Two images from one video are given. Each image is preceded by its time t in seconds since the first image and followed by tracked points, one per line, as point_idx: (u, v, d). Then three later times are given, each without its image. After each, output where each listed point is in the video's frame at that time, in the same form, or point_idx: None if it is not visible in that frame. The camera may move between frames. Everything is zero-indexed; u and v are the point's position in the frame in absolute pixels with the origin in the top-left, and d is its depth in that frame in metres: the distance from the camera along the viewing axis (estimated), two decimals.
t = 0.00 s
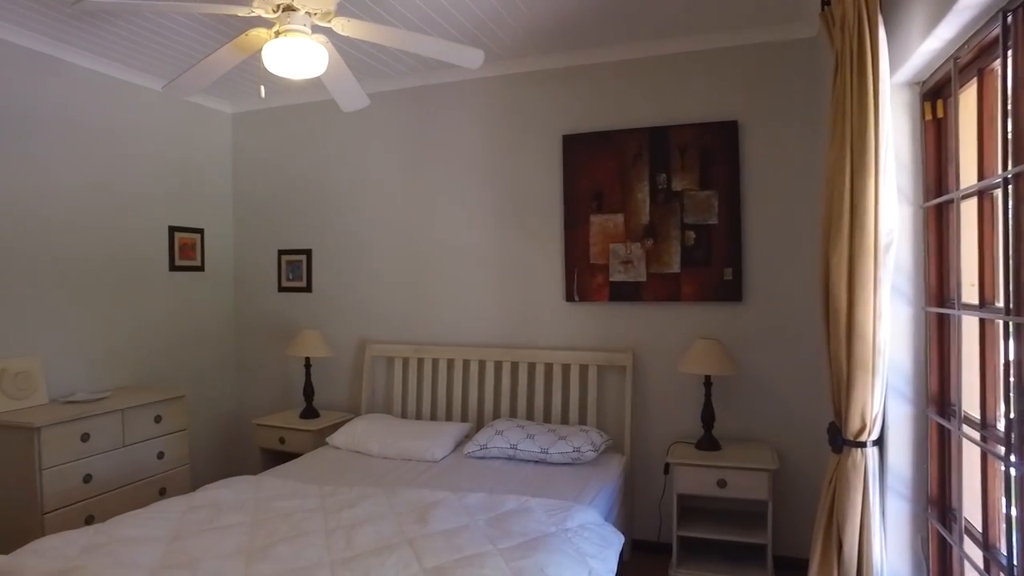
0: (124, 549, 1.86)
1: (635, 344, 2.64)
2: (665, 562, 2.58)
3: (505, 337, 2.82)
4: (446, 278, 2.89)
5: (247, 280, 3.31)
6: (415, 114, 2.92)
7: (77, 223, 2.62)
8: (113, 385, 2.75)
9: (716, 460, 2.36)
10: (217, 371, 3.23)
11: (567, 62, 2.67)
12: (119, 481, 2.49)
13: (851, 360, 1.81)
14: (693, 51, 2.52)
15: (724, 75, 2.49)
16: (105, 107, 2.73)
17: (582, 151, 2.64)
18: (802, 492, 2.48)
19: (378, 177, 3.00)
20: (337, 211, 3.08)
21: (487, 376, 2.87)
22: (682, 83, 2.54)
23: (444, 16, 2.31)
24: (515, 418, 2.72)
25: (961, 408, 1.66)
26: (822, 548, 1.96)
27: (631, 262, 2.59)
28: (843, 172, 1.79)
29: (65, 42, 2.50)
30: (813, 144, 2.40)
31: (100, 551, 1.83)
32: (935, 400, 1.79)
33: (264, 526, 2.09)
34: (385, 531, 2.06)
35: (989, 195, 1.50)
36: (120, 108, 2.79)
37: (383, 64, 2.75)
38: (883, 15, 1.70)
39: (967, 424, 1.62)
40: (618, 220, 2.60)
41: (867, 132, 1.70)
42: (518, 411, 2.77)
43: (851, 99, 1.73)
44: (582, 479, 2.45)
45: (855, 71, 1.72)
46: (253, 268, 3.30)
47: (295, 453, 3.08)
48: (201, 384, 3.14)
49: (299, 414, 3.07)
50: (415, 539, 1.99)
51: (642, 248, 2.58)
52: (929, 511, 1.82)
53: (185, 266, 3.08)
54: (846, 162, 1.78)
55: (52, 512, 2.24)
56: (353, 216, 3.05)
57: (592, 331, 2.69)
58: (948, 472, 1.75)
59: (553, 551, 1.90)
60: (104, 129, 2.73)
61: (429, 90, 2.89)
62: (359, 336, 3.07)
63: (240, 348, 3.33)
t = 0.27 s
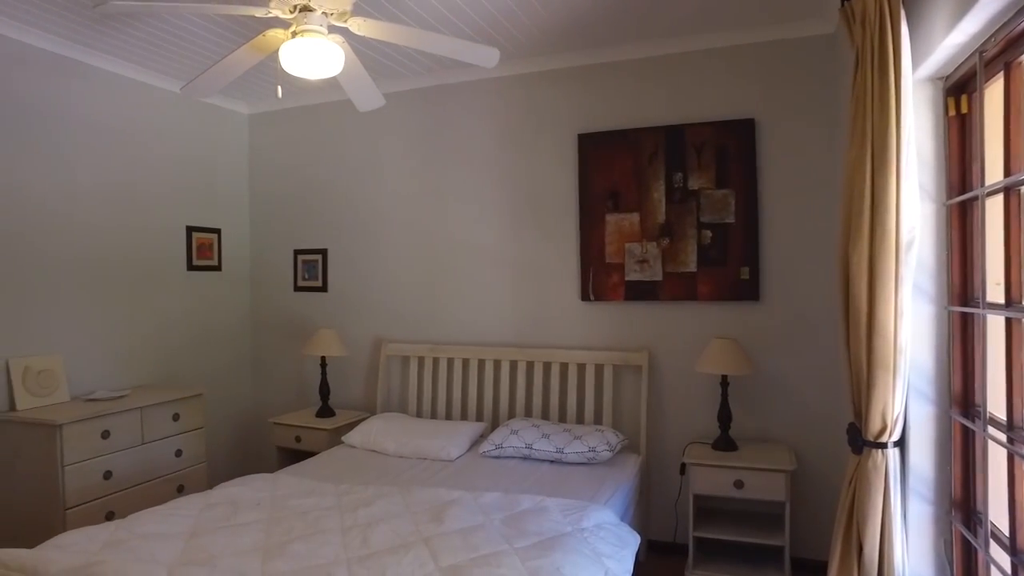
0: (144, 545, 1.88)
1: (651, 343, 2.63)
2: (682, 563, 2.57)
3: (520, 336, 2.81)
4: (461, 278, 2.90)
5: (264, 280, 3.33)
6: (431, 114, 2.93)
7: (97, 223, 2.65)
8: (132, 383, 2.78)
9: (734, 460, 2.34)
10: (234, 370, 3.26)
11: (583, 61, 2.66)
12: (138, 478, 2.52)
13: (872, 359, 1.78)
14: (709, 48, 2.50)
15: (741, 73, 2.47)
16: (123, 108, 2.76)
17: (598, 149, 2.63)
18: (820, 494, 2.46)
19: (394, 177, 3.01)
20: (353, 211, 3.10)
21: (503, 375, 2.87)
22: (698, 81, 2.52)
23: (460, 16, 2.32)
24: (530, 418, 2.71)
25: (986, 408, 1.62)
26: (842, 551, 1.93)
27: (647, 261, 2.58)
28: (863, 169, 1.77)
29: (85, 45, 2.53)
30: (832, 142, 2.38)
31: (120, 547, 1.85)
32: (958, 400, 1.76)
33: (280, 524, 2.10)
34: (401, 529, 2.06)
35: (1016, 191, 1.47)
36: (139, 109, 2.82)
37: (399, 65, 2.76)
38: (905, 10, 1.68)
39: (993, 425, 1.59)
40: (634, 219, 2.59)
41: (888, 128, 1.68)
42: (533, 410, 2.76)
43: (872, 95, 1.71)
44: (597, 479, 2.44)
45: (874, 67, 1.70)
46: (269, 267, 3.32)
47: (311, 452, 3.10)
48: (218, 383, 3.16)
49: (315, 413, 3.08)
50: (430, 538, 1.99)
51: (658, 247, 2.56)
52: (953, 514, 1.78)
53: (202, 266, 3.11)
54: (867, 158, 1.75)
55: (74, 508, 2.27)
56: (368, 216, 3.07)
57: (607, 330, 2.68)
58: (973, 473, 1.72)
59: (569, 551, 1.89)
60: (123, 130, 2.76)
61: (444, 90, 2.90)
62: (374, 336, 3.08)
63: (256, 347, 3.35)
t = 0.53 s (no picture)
0: (162, 541, 1.90)
1: (667, 343, 2.61)
2: (698, 564, 2.55)
3: (535, 336, 2.81)
4: (476, 277, 2.90)
5: (280, 279, 3.35)
6: (445, 114, 2.93)
7: (115, 223, 2.68)
8: (149, 382, 2.81)
9: (750, 461, 2.32)
10: (250, 369, 3.28)
11: (598, 59, 2.65)
12: (156, 475, 2.54)
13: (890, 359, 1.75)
14: (726, 46, 2.49)
15: (758, 70, 2.45)
16: (142, 110, 2.79)
17: (613, 148, 2.62)
18: (839, 496, 2.43)
19: (409, 177, 3.02)
20: (368, 210, 3.11)
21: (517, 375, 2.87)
22: (715, 80, 2.51)
23: (475, 16, 2.32)
24: (545, 417, 2.71)
25: (1011, 409, 1.59)
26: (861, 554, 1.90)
27: (663, 260, 2.57)
28: (882, 165, 1.74)
29: (104, 47, 2.56)
30: (850, 140, 2.35)
31: (140, 542, 1.87)
32: (981, 400, 1.73)
33: (296, 522, 2.11)
34: (416, 528, 2.06)
35: None
36: (157, 110, 2.85)
37: (414, 65, 2.77)
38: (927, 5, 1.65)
39: (1018, 426, 1.56)
40: (649, 218, 2.58)
41: (909, 124, 1.65)
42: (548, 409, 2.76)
43: (892, 90, 1.69)
44: (612, 478, 2.43)
45: (895, 63, 1.67)
46: (285, 267, 3.34)
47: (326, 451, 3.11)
48: (234, 381, 3.19)
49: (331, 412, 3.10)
50: (445, 537, 1.99)
51: (674, 246, 2.55)
52: (977, 517, 1.75)
53: (219, 265, 3.13)
54: (887, 155, 1.73)
55: (94, 504, 2.30)
56: (383, 216, 3.08)
57: (623, 330, 2.67)
58: (998, 475, 1.69)
59: (584, 551, 1.88)
60: (142, 131, 2.79)
61: (459, 89, 2.90)
62: (389, 335, 3.09)
63: (272, 346, 3.38)
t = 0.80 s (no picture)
0: (180, 538, 1.92)
1: (682, 343, 2.60)
2: (713, 566, 2.53)
3: (548, 336, 2.81)
4: (490, 277, 2.90)
5: (295, 279, 3.37)
6: (460, 114, 2.94)
7: (132, 224, 2.71)
8: (166, 380, 2.83)
9: (767, 462, 2.30)
10: (266, 368, 3.31)
11: (613, 59, 2.65)
12: (174, 473, 2.57)
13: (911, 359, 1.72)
14: (743, 44, 2.47)
15: (774, 70, 2.44)
16: (160, 111, 2.82)
17: (628, 148, 2.61)
18: (857, 498, 2.40)
19: (423, 177, 3.03)
20: (382, 211, 3.12)
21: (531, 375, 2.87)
22: (730, 79, 2.50)
23: (490, 16, 2.32)
24: (560, 418, 2.70)
25: None
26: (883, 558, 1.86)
27: (678, 260, 2.55)
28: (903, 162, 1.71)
29: (124, 51, 2.60)
30: (868, 138, 2.33)
31: (158, 539, 1.88)
32: (1007, 401, 1.70)
33: (312, 520, 2.12)
34: (431, 527, 2.07)
35: None
36: (175, 112, 2.88)
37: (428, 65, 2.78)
38: None
39: None
40: (665, 218, 2.57)
41: (932, 120, 1.62)
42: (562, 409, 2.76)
43: (915, 86, 1.66)
44: (627, 478, 2.42)
45: (918, 58, 1.64)
46: (300, 267, 3.36)
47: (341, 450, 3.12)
48: (250, 381, 3.21)
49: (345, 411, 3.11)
50: (461, 536, 1.99)
51: (689, 246, 2.54)
52: (1001, 520, 1.73)
53: (235, 265, 3.16)
54: (908, 152, 1.70)
55: (114, 501, 2.32)
56: (398, 216, 3.09)
57: (638, 330, 2.66)
58: None
59: (600, 551, 1.88)
60: (159, 133, 2.82)
61: (473, 89, 2.91)
62: (404, 335, 3.10)
63: (287, 346, 3.40)
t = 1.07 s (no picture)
0: (199, 535, 1.93)
1: (698, 343, 2.59)
2: (730, 568, 2.51)
3: (563, 336, 2.81)
4: (505, 276, 2.90)
5: (311, 279, 3.39)
6: (475, 114, 2.95)
7: (151, 224, 2.74)
8: (184, 379, 2.86)
9: (785, 463, 2.28)
10: (282, 367, 3.33)
11: (629, 57, 2.64)
12: (192, 470, 2.59)
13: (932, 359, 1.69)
14: (760, 42, 2.45)
15: (792, 67, 2.42)
16: (178, 112, 2.85)
17: (643, 147, 2.60)
18: (877, 500, 2.38)
19: (438, 177, 3.04)
20: (397, 210, 3.14)
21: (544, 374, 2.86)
22: (747, 77, 2.48)
23: (505, 15, 2.33)
24: (575, 417, 2.70)
25: None
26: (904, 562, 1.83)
27: (694, 260, 2.54)
28: (925, 159, 1.69)
29: (143, 53, 2.63)
30: (888, 136, 2.30)
31: (177, 536, 1.90)
32: None
33: (329, 518, 2.13)
34: (447, 526, 2.07)
35: None
36: (193, 113, 2.91)
37: (443, 65, 2.78)
38: None
39: None
40: (681, 217, 2.56)
41: (955, 116, 1.59)
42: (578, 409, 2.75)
43: (937, 83, 1.64)
44: (643, 478, 2.41)
45: (940, 53, 1.62)
46: (316, 266, 3.38)
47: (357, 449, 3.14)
48: (266, 380, 3.23)
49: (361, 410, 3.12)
50: (477, 535, 1.99)
51: (705, 245, 2.52)
52: None
53: (252, 265, 3.18)
54: (931, 149, 1.68)
55: (133, 498, 2.35)
56: (413, 216, 3.10)
57: (654, 330, 2.65)
58: None
59: (616, 551, 1.87)
60: (178, 134, 2.85)
61: (488, 89, 2.91)
62: (419, 334, 3.11)
63: (303, 346, 3.42)
